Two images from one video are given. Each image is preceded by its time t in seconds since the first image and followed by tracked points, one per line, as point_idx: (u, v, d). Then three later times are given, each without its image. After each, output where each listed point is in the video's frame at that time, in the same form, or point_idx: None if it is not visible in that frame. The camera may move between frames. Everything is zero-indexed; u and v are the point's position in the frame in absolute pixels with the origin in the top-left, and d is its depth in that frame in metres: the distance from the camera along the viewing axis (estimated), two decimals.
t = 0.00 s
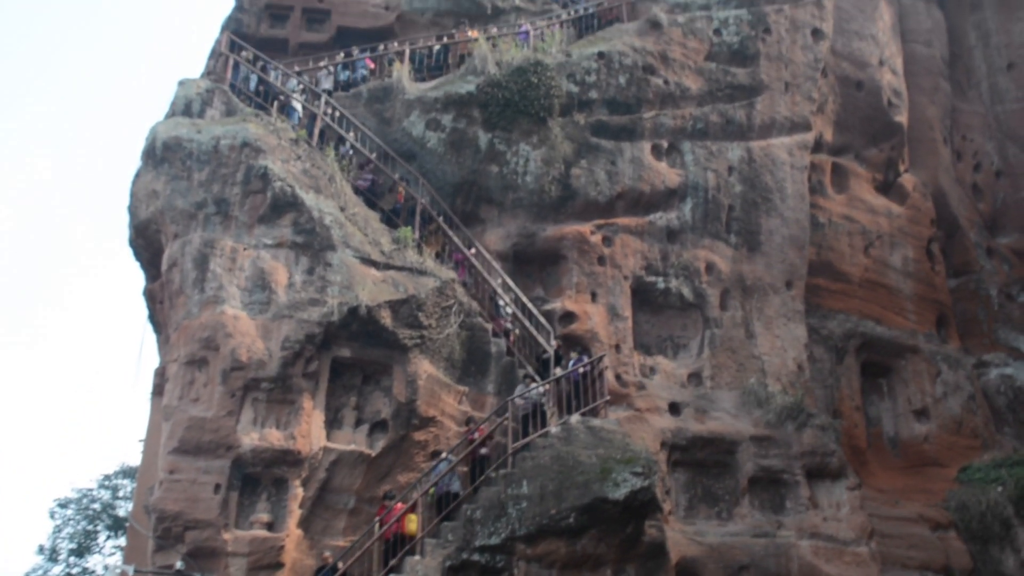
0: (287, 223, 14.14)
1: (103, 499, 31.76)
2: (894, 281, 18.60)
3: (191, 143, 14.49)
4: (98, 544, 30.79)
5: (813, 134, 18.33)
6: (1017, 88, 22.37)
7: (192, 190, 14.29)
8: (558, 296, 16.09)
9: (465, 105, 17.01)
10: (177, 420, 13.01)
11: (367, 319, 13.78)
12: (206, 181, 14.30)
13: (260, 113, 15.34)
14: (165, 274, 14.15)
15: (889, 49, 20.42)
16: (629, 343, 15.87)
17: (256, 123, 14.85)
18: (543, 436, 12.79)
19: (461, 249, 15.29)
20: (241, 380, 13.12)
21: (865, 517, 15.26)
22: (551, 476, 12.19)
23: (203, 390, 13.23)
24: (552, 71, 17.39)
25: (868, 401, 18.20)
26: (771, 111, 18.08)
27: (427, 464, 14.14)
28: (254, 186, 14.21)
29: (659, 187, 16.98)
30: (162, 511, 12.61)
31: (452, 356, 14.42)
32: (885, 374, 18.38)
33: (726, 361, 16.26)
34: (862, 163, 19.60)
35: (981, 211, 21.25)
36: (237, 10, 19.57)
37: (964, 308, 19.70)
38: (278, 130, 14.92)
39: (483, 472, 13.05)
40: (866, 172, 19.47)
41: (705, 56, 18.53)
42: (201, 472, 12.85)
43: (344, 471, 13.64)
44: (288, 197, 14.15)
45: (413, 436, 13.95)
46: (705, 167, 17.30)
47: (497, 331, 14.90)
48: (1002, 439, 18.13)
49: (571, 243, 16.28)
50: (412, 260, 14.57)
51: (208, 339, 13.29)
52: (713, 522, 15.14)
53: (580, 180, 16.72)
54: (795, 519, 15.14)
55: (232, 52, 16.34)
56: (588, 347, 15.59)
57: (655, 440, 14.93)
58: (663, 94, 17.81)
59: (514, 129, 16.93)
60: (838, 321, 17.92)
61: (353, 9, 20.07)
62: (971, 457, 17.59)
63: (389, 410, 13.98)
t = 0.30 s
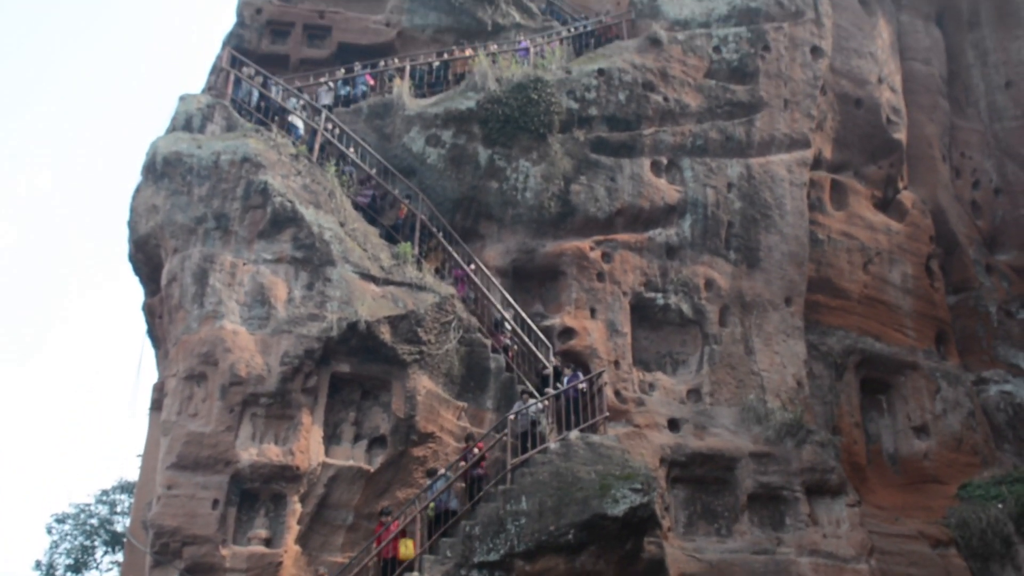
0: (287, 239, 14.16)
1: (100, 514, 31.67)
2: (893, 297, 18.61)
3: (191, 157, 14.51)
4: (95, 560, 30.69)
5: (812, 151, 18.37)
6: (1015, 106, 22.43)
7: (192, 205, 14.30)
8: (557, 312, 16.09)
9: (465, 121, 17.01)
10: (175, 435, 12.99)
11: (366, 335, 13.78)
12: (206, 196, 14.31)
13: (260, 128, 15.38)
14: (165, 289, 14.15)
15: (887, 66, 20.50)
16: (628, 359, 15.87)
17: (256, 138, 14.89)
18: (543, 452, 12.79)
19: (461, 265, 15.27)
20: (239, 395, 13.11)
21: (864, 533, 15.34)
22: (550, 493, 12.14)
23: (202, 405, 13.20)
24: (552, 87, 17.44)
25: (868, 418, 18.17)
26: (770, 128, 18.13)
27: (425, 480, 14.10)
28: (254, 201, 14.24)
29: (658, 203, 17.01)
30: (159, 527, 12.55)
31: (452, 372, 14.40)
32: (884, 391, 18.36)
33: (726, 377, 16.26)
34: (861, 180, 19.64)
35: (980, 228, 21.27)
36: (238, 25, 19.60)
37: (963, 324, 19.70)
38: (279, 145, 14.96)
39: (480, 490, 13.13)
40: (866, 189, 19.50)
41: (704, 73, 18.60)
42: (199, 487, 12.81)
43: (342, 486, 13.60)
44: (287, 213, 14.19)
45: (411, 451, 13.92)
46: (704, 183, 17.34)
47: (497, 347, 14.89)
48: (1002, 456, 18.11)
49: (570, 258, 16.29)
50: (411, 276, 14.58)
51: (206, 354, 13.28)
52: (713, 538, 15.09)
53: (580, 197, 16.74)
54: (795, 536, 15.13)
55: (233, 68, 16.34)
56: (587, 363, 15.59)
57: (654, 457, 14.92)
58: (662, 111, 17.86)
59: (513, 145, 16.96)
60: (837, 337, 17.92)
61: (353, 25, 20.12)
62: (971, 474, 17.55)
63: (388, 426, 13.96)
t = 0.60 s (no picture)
0: (287, 252, 14.18)
1: (99, 527, 31.61)
2: (893, 311, 18.61)
3: (192, 170, 14.56)
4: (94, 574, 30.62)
5: (813, 164, 18.40)
6: (1015, 120, 22.46)
7: (193, 218, 14.32)
8: (557, 326, 16.09)
9: (466, 134, 17.05)
10: (175, 447, 12.98)
11: (367, 348, 13.78)
12: (207, 209, 14.34)
13: (261, 141, 15.43)
14: (165, 302, 14.16)
15: (887, 80, 20.57)
16: (628, 373, 15.86)
17: (257, 151, 14.93)
18: (543, 465, 12.78)
19: (461, 278, 15.26)
20: (239, 408, 13.10)
21: (865, 547, 15.27)
22: (550, 506, 12.12)
23: (202, 418, 13.20)
24: (552, 101, 17.49)
25: (869, 431, 18.16)
26: (770, 142, 18.16)
27: (424, 494, 14.08)
28: (255, 214, 14.27)
29: (658, 217, 17.03)
30: (158, 540, 12.52)
31: (452, 385, 14.39)
32: (885, 404, 18.35)
33: (726, 391, 16.24)
34: (861, 193, 19.66)
35: (980, 241, 21.27)
36: (239, 39, 19.62)
37: (964, 337, 19.70)
38: (279, 158, 15.00)
39: (476, 507, 13.15)
40: (866, 203, 19.51)
41: (704, 87, 18.65)
42: (199, 500, 12.79)
43: (343, 500, 13.57)
44: (288, 226, 14.21)
45: (411, 464, 13.91)
46: (704, 197, 17.36)
47: (497, 360, 14.89)
48: (1003, 470, 18.08)
49: (571, 271, 16.29)
50: (412, 289, 14.59)
51: (207, 367, 13.28)
52: (713, 552, 15.06)
53: (580, 210, 16.76)
54: (796, 550, 15.10)
55: (233, 82, 16.48)
56: (588, 377, 15.59)
57: (655, 470, 14.91)
58: (663, 124, 17.90)
59: (514, 158, 16.99)
60: (838, 351, 17.91)
61: (354, 39, 20.18)
62: (972, 488, 17.53)
63: (388, 439, 13.94)
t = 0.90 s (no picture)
0: (286, 263, 14.19)
1: (97, 539, 31.55)
2: (892, 322, 18.61)
3: (191, 182, 14.60)
4: None
5: (811, 176, 18.43)
6: (1013, 131, 22.46)
7: (192, 229, 14.35)
8: (556, 337, 16.08)
9: (464, 146, 17.10)
10: (174, 459, 12.97)
11: (366, 359, 13.75)
12: (206, 221, 14.37)
13: (260, 153, 15.46)
14: (164, 313, 14.16)
15: (885, 91, 20.62)
16: (627, 384, 15.85)
17: (256, 163, 14.97)
18: (542, 477, 12.75)
19: (461, 290, 15.26)
20: (238, 420, 13.10)
21: (864, 559, 15.45)
22: (549, 518, 12.11)
23: (201, 429, 13.18)
24: (552, 113, 17.53)
25: (868, 442, 18.15)
26: (769, 153, 18.18)
27: (423, 505, 14.05)
28: (253, 226, 14.29)
29: (657, 228, 17.03)
30: (157, 552, 12.52)
31: (451, 397, 14.37)
32: (884, 415, 18.34)
33: (725, 402, 16.23)
34: (860, 205, 19.66)
35: (979, 252, 21.26)
36: (238, 50, 19.62)
37: (962, 348, 19.69)
38: (279, 170, 15.02)
39: (469, 525, 13.10)
40: (865, 214, 19.52)
41: (703, 99, 18.69)
42: (198, 512, 12.79)
43: (341, 511, 13.54)
44: (287, 237, 14.22)
45: (409, 477, 13.88)
46: (703, 208, 17.38)
47: (496, 372, 14.89)
48: (1003, 481, 18.05)
49: (570, 283, 16.30)
50: (411, 300, 14.58)
51: (205, 378, 13.27)
52: (713, 564, 15.02)
53: (579, 221, 16.76)
54: (795, 561, 15.11)
55: (231, 94, 16.46)
56: (587, 388, 15.58)
57: (654, 481, 14.90)
58: (662, 135, 17.92)
59: (513, 170, 17.01)
60: (837, 362, 17.91)
61: (353, 51, 20.22)
62: (972, 499, 17.49)
63: (387, 450, 13.92)
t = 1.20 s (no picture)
0: (284, 274, 14.18)
1: (94, 550, 31.47)
2: (890, 333, 18.61)
3: (189, 193, 14.64)
4: None
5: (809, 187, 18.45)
6: (1010, 143, 22.47)
7: (190, 240, 14.36)
8: (554, 348, 16.08)
9: (463, 157, 17.12)
10: (171, 470, 12.96)
11: (363, 370, 13.73)
12: (203, 231, 14.39)
13: (258, 163, 15.49)
14: (161, 324, 14.17)
15: (882, 103, 20.67)
16: (625, 395, 15.84)
17: (255, 174, 15.01)
18: (539, 488, 12.72)
19: (459, 302, 15.26)
20: (235, 431, 13.08)
21: (862, 571, 15.47)
22: (547, 529, 12.09)
23: (198, 440, 13.17)
24: (550, 124, 17.57)
25: (866, 454, 18.12)
26: (766, 165, 18.21)
27: (420, 516, 13.98)
28: (251, 236, 14.31)
29: (655, 239, 17.03)
30: (153, 564, 12.49)
31: (448, 408, 14.35)
32: (882, 427, 18.33)
33: (723, 414, 16.21)
34: (858, 216, 19.68)
35: (977, 264, 21.26)
36: (237, 62, 19.64)
37: (960, 360, 19.67)
38: (277, 180, 15.06)
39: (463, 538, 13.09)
40: (862, 225, 19.54)
41: (701, 110, 18.73)
42: (194, 523, 12.75)
43: (339, 523, 13.51)
44: (285, 248, 14.22)
45: (407, 488, 13.85)
46: (701, 220, 17.40)
47: (494, 383, 14.88)
48: (1002, 493, 18.01)
49: (567, 294, 16.30)
50: (408, 311, 14.58)
51: (202, 389, 13.26)
52: None
53: (577, 233, 16.77)
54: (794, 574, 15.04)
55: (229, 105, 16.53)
56: (584, 400, 15.56)
57: (652, 493, 14.89)
58: (659, 147, 17.95)
59: (511, 181, 17.03)
60: (835, 374, 17.91)
61: (352, 62, 20.21)
62: (970, 511, 17.47)
63: (384, 462, 13.88)
